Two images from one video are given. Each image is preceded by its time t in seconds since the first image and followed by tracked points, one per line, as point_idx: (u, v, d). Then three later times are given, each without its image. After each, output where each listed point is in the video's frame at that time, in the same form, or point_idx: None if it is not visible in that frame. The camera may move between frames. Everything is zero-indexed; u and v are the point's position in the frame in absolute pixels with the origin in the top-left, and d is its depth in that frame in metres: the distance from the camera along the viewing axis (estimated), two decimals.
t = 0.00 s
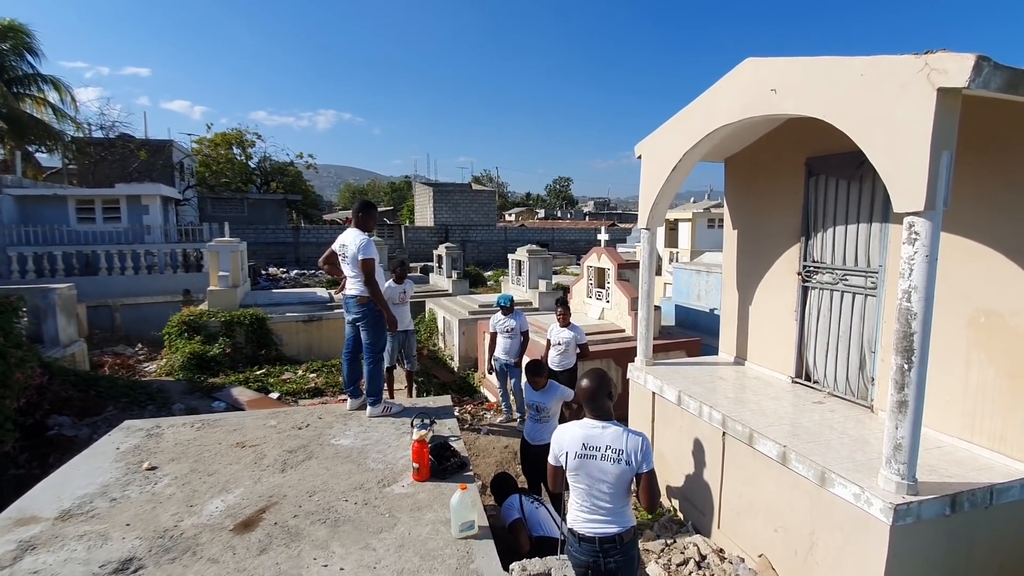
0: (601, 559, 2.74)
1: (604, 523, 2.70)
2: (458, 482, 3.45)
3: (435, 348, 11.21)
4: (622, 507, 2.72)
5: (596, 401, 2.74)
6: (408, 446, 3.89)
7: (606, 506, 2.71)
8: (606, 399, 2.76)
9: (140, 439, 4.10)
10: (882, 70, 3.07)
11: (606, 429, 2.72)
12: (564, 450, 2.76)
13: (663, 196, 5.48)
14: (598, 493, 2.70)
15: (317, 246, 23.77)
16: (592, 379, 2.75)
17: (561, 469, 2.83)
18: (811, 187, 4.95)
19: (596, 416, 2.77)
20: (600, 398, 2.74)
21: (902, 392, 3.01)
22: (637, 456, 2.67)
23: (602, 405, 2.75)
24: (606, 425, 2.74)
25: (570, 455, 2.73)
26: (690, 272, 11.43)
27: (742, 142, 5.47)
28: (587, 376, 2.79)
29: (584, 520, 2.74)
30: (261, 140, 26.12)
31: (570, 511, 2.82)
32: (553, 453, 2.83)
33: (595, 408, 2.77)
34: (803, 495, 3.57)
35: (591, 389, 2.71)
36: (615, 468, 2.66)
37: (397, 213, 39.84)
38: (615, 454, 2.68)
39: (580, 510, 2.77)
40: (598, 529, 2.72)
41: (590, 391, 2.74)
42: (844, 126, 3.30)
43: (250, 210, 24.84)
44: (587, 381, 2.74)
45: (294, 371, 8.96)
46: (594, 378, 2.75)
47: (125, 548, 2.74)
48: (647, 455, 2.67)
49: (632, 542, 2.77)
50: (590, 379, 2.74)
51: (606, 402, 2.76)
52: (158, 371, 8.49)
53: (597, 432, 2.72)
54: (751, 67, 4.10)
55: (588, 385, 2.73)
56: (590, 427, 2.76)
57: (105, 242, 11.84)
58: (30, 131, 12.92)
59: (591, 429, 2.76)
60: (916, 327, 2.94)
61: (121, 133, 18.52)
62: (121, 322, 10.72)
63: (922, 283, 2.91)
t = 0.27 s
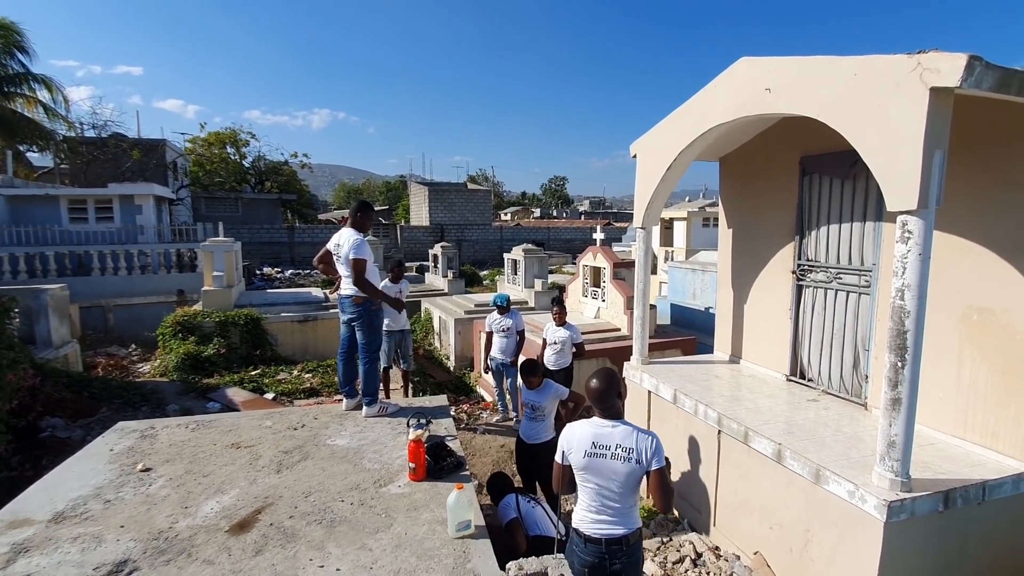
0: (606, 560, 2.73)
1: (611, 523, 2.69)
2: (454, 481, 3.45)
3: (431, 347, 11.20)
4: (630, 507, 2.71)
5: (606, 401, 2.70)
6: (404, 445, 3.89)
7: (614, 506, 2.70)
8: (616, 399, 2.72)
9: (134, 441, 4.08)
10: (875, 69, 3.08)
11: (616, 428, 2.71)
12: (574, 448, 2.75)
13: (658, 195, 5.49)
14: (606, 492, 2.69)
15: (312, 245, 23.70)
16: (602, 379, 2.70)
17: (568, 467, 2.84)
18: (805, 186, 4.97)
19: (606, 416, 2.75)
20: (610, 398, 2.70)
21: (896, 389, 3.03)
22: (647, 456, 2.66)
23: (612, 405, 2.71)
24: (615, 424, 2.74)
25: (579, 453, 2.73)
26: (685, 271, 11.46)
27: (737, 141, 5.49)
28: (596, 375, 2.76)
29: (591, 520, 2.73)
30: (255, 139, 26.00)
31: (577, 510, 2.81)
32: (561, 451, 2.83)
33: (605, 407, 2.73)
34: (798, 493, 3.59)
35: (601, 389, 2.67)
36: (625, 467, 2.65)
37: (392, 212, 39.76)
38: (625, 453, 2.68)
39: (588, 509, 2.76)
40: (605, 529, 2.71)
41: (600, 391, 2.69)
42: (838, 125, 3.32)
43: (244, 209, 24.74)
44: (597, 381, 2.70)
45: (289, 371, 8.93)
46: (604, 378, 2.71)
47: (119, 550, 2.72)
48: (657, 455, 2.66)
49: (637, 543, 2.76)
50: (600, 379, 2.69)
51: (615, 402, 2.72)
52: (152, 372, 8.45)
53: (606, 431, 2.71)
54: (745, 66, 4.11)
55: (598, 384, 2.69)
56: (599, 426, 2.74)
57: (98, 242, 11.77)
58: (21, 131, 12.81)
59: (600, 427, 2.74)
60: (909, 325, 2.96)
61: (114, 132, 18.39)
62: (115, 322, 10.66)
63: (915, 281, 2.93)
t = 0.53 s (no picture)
0: (605, 560, 2.73)
1: (610, 522, 2.69)
2: (453, 481, 3.45)
3: (430, 347, 11.20)
4: (629, 507, 2.71)
5: (606, 401, 2.71)
6: (403, 446, 3.88)
7: (613, 505, 2.70)
8: (616, 399, 2.72)
9: (133, 442, 4.07)
10: (873, 68, 3.09)
11: (616, 429, 2.71)
12: (572, 448, 2.76)
13: (656, 194, 5.49)
14: (605, 492, 2.69)
15: (310, 246, 23.67)
16: (603, 378, 2.71)
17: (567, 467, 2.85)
18: (803, 184, 4.97)
19: (605, 416, 2.75)
20: (610, 398, 2.71)
21: (894, 387, 3.03)
22: (646, 457, 2.66)
23: (611, 405, 2.72)
24: (615, 424, 2.74)
25: (578, 453, 2.73)
26: (684, 270, 11.48)
27: (735, 140, 5.49)
28: (597, 375, 2.77)
29: (589, 520, 2.73)
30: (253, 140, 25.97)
31: (575, 510, 2.81)
32: (561, 450, 2.84)
33: (605, 408, 2.73)
34: (797, 491, 3.59)
35: (602, 389, 2.68)
36: (624, 468, 2.65)
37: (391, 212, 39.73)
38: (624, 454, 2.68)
39: (586, 509, 2.76)
40: (604, 529, 2.71)
41: (600, 391, 2.70)
42: (836, 124, 3.32)
43: (243, 210, 24.72)
44: (597, 381, 2.71)
45: (288, 372, 8.92)
46: (605, 378, 2.71)
47: (118, 551, 2.72)
48: (656, 456, 2.67)
49: (635, 543, 2.76)
50: (601, 379, 2.70)
51: (615, 403, 2.73)
52: (150, 373, 8.44)
53: (606, 432, 2.72)
54: (743, 66, 4.11)
55: (598, 384, 2.70)
56: (598, 427, 2.75)
57: (95, 243, 11.75)
58: (19, 132, 12.79)
59: (599, 428, 2.75)
60: (907, 323, 2.97)
61: (111, 133, 18.35)
62: (113, 323, 10.64)
63: (913, 279, 2.94)
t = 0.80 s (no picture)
0: (599, 559, 2.74)
1: (603, 521, 2.69)
2: (453, 481, 3.45)
3: (429, 348, 11.20)
4: (622, 506, 2.71)
5: (596, 400, 2.75)
6: (403, 446, 3.88)
7: (606, 505, 2.70)
8: (607, 397, 2.76)
9: (132, 443, 4.07)
10: (871, 68, 3.09)
11: (606, 428, 2.72)
12: (564, 449, 2.76)
13: (655, 194, 5.49)
14: (598, 492, 2.69)
15: (310, 246, 23.66)
16: (593, 376, 2.76)
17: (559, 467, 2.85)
18: (802, 184, 4.97)
19: (595, 416, 2.77)
20: (600, 396, 2.74)
21: (894, 386, 3.03)
22: (637, 456, 2.66)
23: (601, 404, 2.75)
24: (605, 424, 2.74)
25: (569, 454, 2.73)
26: (683, 269, 11.48)
27: (734, 140, 5.49)
28: (587, 373, 2.81)
29: (583, 519, 2.73)
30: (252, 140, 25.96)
31: (569, 510, 2.81)
32: (552, 452, 2.83)
33: (595, 407, 2.77)
34: (797, 491, 3.60)
35: (592, 386, 2.72)
36: (615, 467, 2.65)
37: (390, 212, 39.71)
38: (615, 454, 2.68)
39: (579, 509, 2.76)
40: (597, 528, 2.71)
41: (591, 388, 2.74)
42: (835, 123, 3.32)
43: (242, 210, 24.71)
44: (588, 378, 2.75)
45: (287, 373, 8.92)
46: (595, 375, 2.76)
47: (118, 553, 2.72)
48: (647, 454, 2.67)
49: (630, 542, 2.76)
50: (592, 377, 2.75)
51: (605, 402, 2.76)
52: (150, 374, 8.43)
53: (596, 432, 2.72)
54: (741, 65, 4.12)
55: (589, 381, 2.75)
56: (589, 427, 2.75)
57: (94, 244, 11.74)
58: (17, 133, 12.78)
59: (590, 428, 2.75)
60: (906, 322, 2.97)
61: (110, 134, 18.33)
62: (112, 324, 10.63)
63: (912, 278, 2.94)
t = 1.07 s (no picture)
0: (591, 558, 2.75)
1: (597, 520, 2.69)
2: (452, 482, 3.46)
3: (428, 348, 11.19)
4: (615, 504, 2.72)
5: (586, 399, 2.75)
6: (401, 447, 3.88)
7: (599, 504, 2.70)
8: (597, 396, 2.76)
9: (130, 445, 4.06)
10: (868, 68, 3.09)
11: (597, 427, 2.73)
12: (555, 449, 2.76)
13: (653, 194, 5.50)
14: (590, 491, 2.70)
15: (308, 247, 23.63)
16: (586, 374, 2.74)
17: (551, 468, 2.84)
18: (800, 184, 4.98)
19: (586, 415, 2.78)
20: (592, 394, 2.74)
21: (891, 386, 3.04)
22: (627, 454, 2.67)
23: (592, 403, 2.76)
24: (595, 423, 2.75)
25: (561, 454, 2.73)
26: (682, 269, 11.49)
27: (732, 140, 5.50)
28: (579, 371, 2.80)
29: (577, 519, 2.73)
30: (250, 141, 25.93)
31: (562, 510, 2.82)
32: (544, 453, 2.83)
33: (586, 406, 2.77)
34: (795, 490, 3.60)
35: (584, 384, 2.71)
36: (607, 466, 2.65)
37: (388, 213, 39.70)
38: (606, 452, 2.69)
39: (572, 509, 2.77)
40: (591, 527, 2.71)
41: (583, 387, 2.73)
42: (832, 123, 3.33)
43: (240, 211, 24.69)
44: (580, 376, 2.75)
45: (286, 374, 8.90)
46: (587, 373, 2.75)
47: (116, 555, 2.71)
48: (637, 452, 2.68)
49: (622, 542, 2.76)
50: (584, 375, 2.74)
51: (596, 401, 2.77)
52: (148, 375, 8.41)
53: (587, 432, 2.72)
54: (739, 65, 4.12)
55: (581, 380, 2.73)
56: (580, 427, 2.76)
57: (92, 246, 11.72)
58: (15, 135, 12.76)
59: (581, 427, 2.75)
60: (904, 322, 2.97)
61: (108, 135, 18.29)
62: (110, 326, 10.60)
63: (909, 278, 2.94)
